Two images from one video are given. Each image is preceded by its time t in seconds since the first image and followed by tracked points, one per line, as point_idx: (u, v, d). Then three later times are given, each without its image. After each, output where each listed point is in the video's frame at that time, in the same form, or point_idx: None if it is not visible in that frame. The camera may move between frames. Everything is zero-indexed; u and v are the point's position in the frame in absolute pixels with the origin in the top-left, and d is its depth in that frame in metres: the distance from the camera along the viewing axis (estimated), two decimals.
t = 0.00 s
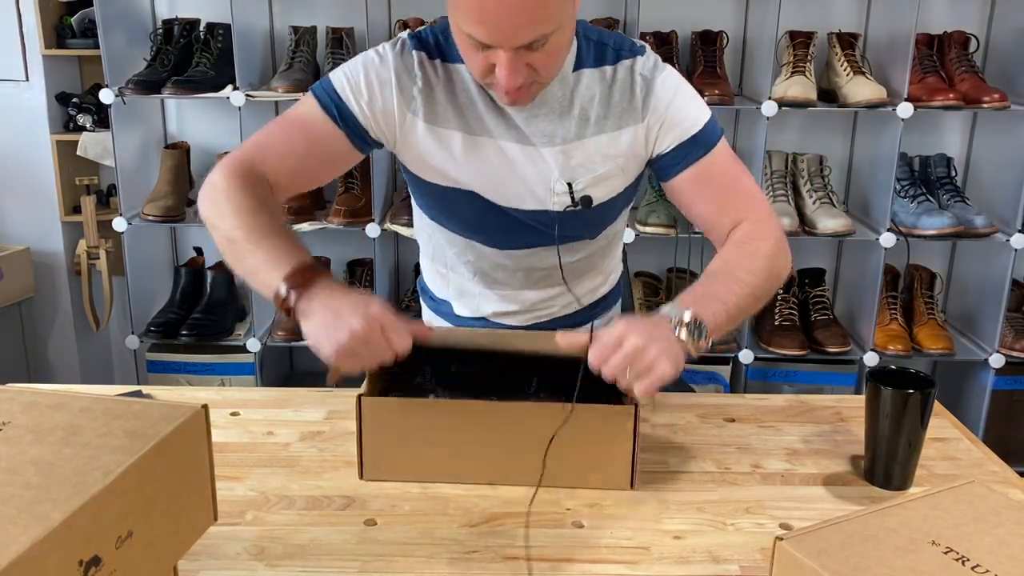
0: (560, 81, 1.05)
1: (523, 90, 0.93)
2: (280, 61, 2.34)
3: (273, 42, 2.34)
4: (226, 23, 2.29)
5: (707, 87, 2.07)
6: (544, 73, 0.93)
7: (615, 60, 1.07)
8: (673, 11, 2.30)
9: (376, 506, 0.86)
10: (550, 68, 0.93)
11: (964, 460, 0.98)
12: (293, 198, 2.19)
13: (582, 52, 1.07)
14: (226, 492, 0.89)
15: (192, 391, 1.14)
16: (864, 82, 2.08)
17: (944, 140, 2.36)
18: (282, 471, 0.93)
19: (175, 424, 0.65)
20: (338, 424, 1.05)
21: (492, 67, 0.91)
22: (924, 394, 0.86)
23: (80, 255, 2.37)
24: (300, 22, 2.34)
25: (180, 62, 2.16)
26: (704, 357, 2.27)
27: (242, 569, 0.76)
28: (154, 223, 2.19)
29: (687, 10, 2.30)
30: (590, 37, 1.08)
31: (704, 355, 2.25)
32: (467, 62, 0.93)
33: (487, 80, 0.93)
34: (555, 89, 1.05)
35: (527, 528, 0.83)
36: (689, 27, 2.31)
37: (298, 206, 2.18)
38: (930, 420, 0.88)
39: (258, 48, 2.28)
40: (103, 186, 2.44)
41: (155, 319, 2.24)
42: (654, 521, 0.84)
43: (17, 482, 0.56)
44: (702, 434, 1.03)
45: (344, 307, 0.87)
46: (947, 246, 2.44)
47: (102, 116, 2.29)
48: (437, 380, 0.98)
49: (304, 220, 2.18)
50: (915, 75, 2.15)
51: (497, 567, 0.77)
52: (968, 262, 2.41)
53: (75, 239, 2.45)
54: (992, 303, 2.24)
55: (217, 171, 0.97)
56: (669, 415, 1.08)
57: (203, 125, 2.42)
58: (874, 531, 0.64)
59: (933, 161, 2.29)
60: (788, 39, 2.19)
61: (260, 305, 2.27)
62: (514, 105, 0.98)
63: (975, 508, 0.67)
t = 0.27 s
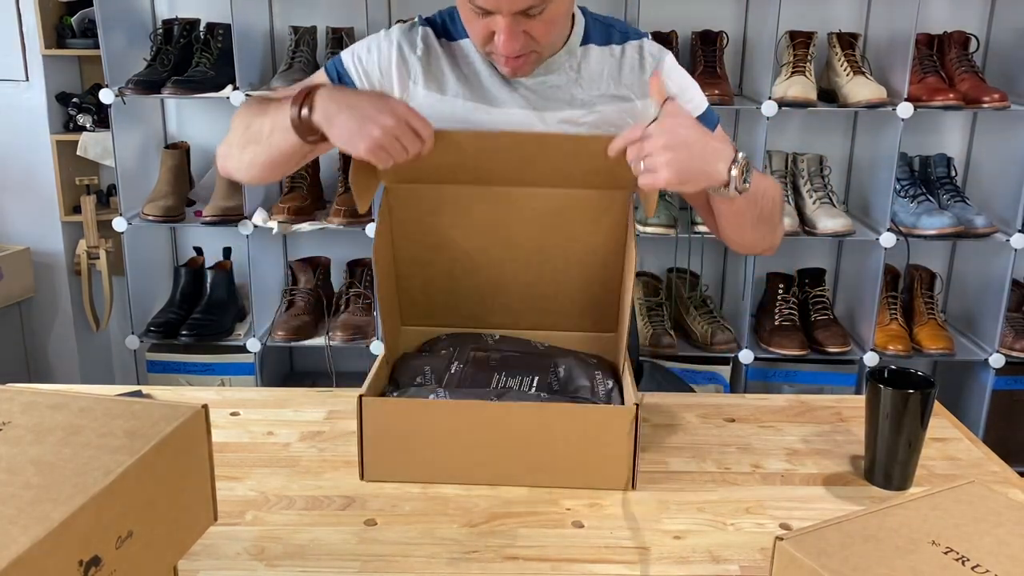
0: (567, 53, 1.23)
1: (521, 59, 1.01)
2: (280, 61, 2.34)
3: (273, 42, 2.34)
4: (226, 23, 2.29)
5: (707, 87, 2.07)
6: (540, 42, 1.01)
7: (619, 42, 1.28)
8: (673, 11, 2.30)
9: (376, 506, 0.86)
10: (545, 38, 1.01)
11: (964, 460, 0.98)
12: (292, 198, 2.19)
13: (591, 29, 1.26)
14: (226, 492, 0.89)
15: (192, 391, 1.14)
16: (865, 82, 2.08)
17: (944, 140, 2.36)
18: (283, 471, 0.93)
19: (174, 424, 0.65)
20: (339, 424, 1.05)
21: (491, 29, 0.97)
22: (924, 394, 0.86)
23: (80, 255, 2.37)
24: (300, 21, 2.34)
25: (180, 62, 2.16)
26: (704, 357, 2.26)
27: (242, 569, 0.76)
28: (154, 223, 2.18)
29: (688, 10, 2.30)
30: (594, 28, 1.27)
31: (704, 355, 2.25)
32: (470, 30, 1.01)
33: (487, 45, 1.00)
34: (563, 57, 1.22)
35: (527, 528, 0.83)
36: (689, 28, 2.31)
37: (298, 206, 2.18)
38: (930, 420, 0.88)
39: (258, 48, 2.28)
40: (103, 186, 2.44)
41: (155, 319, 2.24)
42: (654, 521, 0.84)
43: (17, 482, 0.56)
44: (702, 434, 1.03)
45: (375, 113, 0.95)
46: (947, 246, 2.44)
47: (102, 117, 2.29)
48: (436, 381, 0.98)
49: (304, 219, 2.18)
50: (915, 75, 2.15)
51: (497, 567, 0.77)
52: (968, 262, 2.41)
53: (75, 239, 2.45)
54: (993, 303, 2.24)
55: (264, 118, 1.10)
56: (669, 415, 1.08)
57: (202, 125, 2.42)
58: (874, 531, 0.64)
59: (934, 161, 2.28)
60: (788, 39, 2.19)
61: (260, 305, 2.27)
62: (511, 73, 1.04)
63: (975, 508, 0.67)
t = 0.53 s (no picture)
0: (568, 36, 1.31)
1: (528, 43, 1.13)
2: (280, 61, 2.34)
3: (273, 42, 2.34)
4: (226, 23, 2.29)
5: (707, 87, 2.07)
6: (547, 28, 1.13)
7: (616, 31, 1.37)
8: (673, 11, 2.30)
9: (377, 506, 0.86)
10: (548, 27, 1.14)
11: (964, 460, 0.98)
12: (292, 198, 2.19)
13: (590, 21, 1.35)
14: (227, 492, 0.89)
15: (192, 391, 1.14)
16: (865, 82, 2.08)
17: (944, 139, 2.36)
18: (282, 471, 0.93)
19: (174, 424, 0.65)
20: (339, 423, 1.05)
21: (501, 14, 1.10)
22: (924, 394, 0.86)
23: (80, 255, 2.39)
24: (300, 22, 2.34)
25: (180, 62, 2.16)
26: (704, 357, 2.26)
27: (242, 569, 0.76)
28: (154, 223, 2.18)
29: (687, 10, 2.30)
30: (592, 20, 1.37)
31: (703, 355, 2.25)
32: (482, 18, 1.13)
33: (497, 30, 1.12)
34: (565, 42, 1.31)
35: (527, 528, 0.83)
36: (689, 28, 2.31)
37: (298, 206, 2.17)
38: (930, 420, 0.88)
39: (258, 48, 2.28)
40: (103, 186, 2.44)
41: (155, 319, 2.24)
42: (654, 521, 0.84)
43: (17, 483, 0.56)
44: (703, 434, 1.03)
45: (375, 75, 1.00)
46: (947, 245, 2.44)
47: (101, 117, 2.30)
48: (436, 381, 0.98)
49: (304, 220, 2.18)
50: (915, 75, 2.15)
51: (497, 567, 0.77)
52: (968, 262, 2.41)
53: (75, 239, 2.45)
54: (993, 303, 2.24)
55: (274, 100, 1.17)
56: (669, 415, 1.08)
57: (202, 125, 2.42)
58: (874, 531, 0.64)
59: (933, 161, 2.28)
60: (788, 39, 2.19)
61: (259, 305, 2.27)
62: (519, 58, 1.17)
63: (975, 508, 0.67)
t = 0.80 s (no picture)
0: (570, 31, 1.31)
1: (534, 37, 1.14)
2: (280, 61, 2.34)
3: (273, 42, 2.34)
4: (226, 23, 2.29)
5: (707, 87, 2.07)
6: (553, 22, 1.13)
7: (612, 29, 1.38)
8: (673, 11, 2.30)
9: (377, 506, 0.86)
10: (556, 24, 1.14)
11: (964, 460, 0.98)
12: (292, 198, 2.18)
13: (588, 18, 1.35)
14: (227, 492, 0.89)
15: (192, 391, 1.14)
16: (865, 82, 2.08)
17: (944, 139, 2.36)
18: (283, 471, 0.93)
19: (174, 424, 0.65)
20: (339, 423, 1.05)
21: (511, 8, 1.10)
22: (924, 395, 0.86)
23: (80, 255, 2.39)
24: (300, 22, 2.34)
25: (180, 62, 2.16)
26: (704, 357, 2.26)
27: (242, 569, 0.76)
28: (154, 223, 2.18)
29: (688, 10, 2.30)
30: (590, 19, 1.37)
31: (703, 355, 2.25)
32: (489, 11, 1.14)
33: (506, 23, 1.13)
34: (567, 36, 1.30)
35: (527, 528, 0.83)
36: (689, 28, 2.31)
37: (298, 206, 2.17)
38: (930, 421, 0.88)
39: (258, 48, 2.28)
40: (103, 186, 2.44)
41: (155, 319, 2.24)
42: (654, 521, 0.84)
43: (17, 482, 0.56)
44: (703, 434, 1.03)
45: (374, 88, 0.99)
46: (947, 246, 2.44)
47: (102, 116, 2.30)
48: (436, 381, 0.98)
49: (304, 220, 2.18)
50: (915, 75, 2.15)
51: (498, 567, 0.77)
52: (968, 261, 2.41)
53: (76, 239, 2.45)
54: (993, 303, 2.24)
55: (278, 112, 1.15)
56: (669, 415, 1.08)
57: (202, 125, 2.42)
58: (874, 531, 0.64)
59: (934, 161, 2.28)
60: (788, 38, 2.19)
61: (259, 304, 2.27)
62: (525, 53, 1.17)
63: (975, 508, 0.67)
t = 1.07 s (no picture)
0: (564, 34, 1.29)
1: (529, 29, 1.16)
2: (281, 61, 2.34)
3: (273, 42, 2.34)
4: (226, 23, 2.29)
5: (707, 87, 2.07)
6: (551, 16, 1.16)
7: (602, 27, 1.36)
8: (673, 11, 2.30)
9: (376, 506, 0.86)
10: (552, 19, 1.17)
11: (964, 460, 0.98)
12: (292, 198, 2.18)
13: (578, 17, 1.34)
14: (227, 492, 0.89)
15: (192, 391, 1.14)
16: (865, 82, 2.08)
17: (944, 140, 2.36)
18: (283, 471, 0.93)
19: (175, 424, 0.65)
20: (339, 423, 1.05)
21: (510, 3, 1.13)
22: (924, 394, 0.86)
23: (80, 255, 2.39)
24: (300, 21, 2.34)
25: (180, 62, 2.16)
26: (704, 357, 2.26)
27: (242, 569, 0.76)
28: (154, 223, 2.18)
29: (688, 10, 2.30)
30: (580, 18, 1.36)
31: (703, 355, 2.25)
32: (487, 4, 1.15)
33: (504, 16, 1.15)
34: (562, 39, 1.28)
35: (527, 528, 0.83)
36: (689, 28, 2.31)
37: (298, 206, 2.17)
38: (930, 421, 0.88)
39: (258, 48, 2.28)
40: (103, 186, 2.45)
41: (155, 319, 2.24)
42: (654, 521, 0.84)
43: (18, 482, 0.56)
44: (703, 434, 1.03)
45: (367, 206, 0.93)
46: (947, 246, 2.44)
47: (102, 116, 2.31)
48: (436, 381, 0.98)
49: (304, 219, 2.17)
50: (915, 75, 2.15)
51: (497, 567, 0.77)
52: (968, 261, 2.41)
53: (75, 239, 2.45)
54: (993, 303, 2.24)
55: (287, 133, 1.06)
56: (669, 415, 1.08)
57: (203, 125, 2.43)
58: (874, 530, 0.64)
59: (933, 161, 2.28)
60: (788, 39, 2.19)
61: (260, 304, 2.28)
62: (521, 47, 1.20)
63: (975, 508, 0.67)
